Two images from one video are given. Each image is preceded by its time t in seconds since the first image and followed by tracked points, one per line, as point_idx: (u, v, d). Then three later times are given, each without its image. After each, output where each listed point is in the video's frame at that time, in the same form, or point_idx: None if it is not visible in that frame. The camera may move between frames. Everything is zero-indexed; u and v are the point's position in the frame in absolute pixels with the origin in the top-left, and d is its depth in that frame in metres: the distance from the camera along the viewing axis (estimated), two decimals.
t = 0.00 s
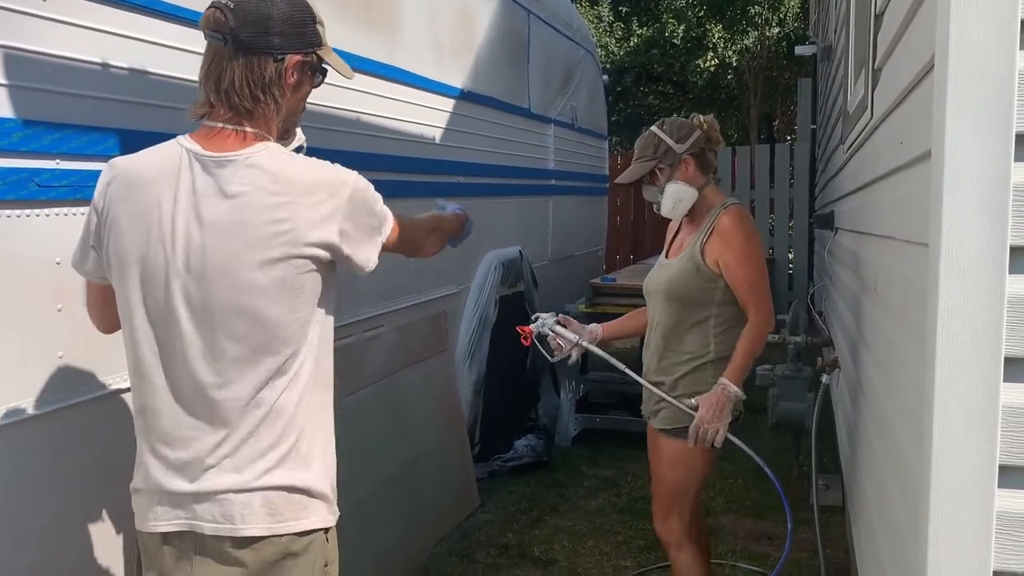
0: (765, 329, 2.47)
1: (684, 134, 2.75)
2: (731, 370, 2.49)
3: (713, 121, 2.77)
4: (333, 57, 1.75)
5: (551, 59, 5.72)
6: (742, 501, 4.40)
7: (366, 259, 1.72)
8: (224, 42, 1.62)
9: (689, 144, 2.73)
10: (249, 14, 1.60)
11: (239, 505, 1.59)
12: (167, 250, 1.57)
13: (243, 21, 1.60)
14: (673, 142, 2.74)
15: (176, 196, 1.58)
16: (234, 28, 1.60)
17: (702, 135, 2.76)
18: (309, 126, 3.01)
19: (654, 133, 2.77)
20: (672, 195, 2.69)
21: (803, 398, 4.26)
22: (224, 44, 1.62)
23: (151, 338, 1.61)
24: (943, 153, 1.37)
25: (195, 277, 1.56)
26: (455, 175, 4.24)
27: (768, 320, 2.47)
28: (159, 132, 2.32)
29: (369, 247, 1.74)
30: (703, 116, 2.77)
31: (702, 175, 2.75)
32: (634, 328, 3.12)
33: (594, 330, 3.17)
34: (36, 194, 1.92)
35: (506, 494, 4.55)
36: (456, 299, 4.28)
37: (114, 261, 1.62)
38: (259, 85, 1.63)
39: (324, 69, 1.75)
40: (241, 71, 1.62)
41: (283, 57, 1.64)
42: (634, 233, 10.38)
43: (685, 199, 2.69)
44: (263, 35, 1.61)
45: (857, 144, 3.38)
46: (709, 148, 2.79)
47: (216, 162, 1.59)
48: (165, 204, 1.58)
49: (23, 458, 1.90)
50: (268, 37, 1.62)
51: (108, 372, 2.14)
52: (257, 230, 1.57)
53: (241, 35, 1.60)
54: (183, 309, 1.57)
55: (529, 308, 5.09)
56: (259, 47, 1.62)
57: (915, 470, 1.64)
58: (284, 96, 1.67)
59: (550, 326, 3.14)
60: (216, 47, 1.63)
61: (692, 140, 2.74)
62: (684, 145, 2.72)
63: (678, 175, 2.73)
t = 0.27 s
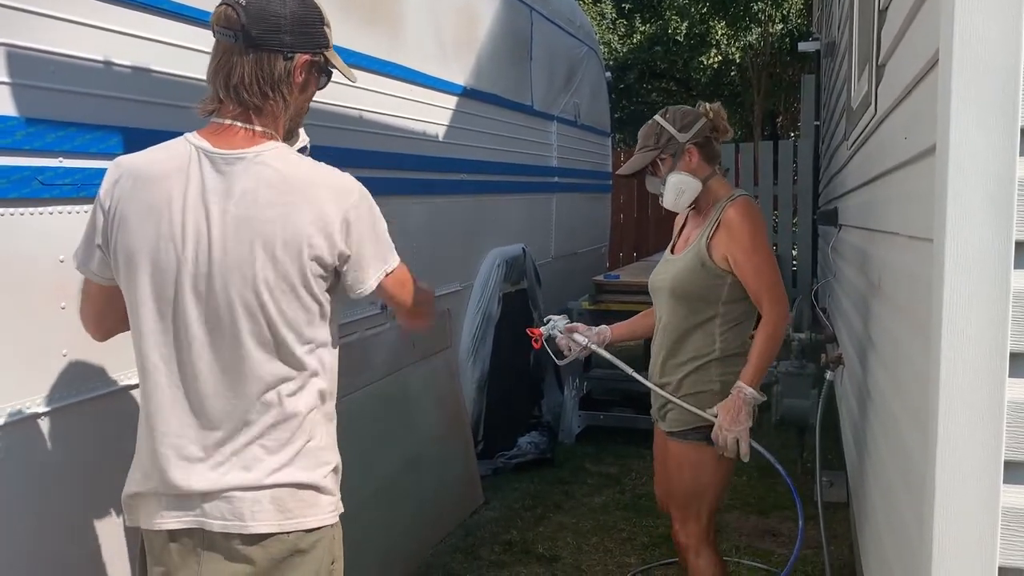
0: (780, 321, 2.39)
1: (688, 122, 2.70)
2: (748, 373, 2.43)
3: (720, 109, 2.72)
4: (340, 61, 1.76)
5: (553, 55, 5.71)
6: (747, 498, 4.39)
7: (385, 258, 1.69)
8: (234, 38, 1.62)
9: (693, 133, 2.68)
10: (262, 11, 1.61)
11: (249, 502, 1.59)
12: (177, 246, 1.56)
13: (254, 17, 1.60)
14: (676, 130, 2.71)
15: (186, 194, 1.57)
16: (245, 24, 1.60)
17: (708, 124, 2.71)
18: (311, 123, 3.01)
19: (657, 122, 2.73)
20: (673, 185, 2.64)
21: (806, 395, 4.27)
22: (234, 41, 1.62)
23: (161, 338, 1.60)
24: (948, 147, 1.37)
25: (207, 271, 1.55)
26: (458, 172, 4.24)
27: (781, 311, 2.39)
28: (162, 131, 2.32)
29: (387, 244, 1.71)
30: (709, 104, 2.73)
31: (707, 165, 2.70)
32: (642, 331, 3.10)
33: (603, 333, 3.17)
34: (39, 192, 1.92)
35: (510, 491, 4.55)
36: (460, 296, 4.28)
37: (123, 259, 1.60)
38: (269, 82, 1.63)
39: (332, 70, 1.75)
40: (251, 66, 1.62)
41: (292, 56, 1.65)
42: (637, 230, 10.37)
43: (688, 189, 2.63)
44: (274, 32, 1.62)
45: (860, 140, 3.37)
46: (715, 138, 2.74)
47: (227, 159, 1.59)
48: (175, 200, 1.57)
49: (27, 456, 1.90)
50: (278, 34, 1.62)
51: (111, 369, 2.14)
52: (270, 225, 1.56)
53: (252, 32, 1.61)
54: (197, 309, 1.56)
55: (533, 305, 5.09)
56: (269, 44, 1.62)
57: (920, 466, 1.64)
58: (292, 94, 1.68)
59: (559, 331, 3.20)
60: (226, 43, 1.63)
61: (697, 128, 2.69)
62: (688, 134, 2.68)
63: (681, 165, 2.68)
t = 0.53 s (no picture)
0: (789, 311, 2.32)
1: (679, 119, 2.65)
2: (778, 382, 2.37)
3: (713, 105, 2.66)
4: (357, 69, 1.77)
5: (558, 55, 5.71)
6: (751, 498, 4.39)
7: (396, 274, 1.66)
8: (257, 40, 1.62)
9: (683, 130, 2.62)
10: (288, 15, 1.62)
11: (254, 501, 1.60)
12: (189, 244, 1.56)
13: (280, 21, 1.61)
14: (668, 127, 2.65)
15: (198, 192, 1.58)
16: (271, 27, 1.61)
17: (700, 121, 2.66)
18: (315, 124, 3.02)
19: (648, 119, 2.68)
20: (665, 183, 2.59)
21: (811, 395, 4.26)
22: (257, 43, 1.62)
23: (172, 335, 1.60)
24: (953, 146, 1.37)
25: (216, 270, 1.56)
26: (462, 172, 4.24)
27: (786, 301, 2.32)
28: (167, 131, 2.32)
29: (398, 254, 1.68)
30: (702, 100, 2.67)
31: (700, 163, 2.64)
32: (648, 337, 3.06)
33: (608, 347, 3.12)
34: (45, 192, 1.93)
35: (514, 491, 4.55)
36: (464, 296, 4.28)
37: (136, 255, 1.60)
38: (290, 84, 1.64)
39: (349, 78, 1.77)
40: (274, 68, 1.63)
41: (314, 61, 1.66)
42: (642, 230, 10.36)
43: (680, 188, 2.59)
44: (297, 36, 1.63)
45: (866, 139, 3.36)
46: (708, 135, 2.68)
47: (238, 157, 1.59)
48: (189, 197, 1.58)
49: (34, 455, 1.90)
50: (300, 39, 1.63)
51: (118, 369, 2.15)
52: (273, 225, 1.55)
53: (277, 34, 1.61)
54: (205, 306, 1.57)
55: (537, 305, 5.09)
56: (293, 48, 1.63)
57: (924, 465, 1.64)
58: (312, 99, 1.69)
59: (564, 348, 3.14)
60: (248, 43, 1.64)
61: (688, 125, 2.64)
62: (678, 130, 2.62)
63: (672, 163, 2.62)
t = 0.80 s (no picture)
0: (795, 283, 2.30)
1: (644, 140, 2.67)
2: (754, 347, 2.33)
3: (676, 125, 2.69)
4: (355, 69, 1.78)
5: (562, 57, 5.71)
6: (756, 500, 4.38)
7: (404, 271, 1.69)
8: (255, 41, 1.63)
9: (648, 149, 2.64)
10: (285, 17, 1.63)
11: (258, 504, 1.59)
12: (195, 247, 1.56)
13: (277, 22, 1.62)
14: (634, 148, 2.66)
15: (202, 194, 1.58)
16: (268, 28, 1.61)
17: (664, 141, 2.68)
18: (319, 126, 3.02)
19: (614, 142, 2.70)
20: (635, 203, 2.58)
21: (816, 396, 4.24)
22: (255, 44, 1.63)
23: (175, 338, 1.59)
24: (957, 147, 1.36)
25: (221, 272, 1.56)
26: (466, 174, 4.24)
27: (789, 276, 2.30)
28: (171, 133, 2.32)
29: (405, 253, 1.71)
30: (664, 121, 2.70)
31: (667, 182, 2.64)
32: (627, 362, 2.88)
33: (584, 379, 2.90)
34: (49, 195, 1.93)
35: (519, 493, 4.54)
36: (468, 298, 4.28)
37: (137, 259, 1.59)
38: (288, 85, 1.64)
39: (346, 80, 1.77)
40: (271, 69, 1.63)
41: (311, 62, 1.67)
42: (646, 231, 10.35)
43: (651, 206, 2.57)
44: (295, 38, 1.63)
45: (870, 141, 3.35)
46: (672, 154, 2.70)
47: (241, 160, 1.59)
48: (193, 200, 1.58)
49: (38, 455, 1.91)
50: (298, 40, 1.64)
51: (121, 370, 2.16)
52: (283, 229, 1.57)
53: (275, 35, 1.62)
54: (209, 308, 1.57)
55: (541, 306, 5.08)
56: (291, 49, 1.63)
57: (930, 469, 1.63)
58: (309, 100, 1.69)
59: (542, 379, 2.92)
60: (246, 45, 1.64)
61: (653, 145, 2.65)
62: (644, 150, 2.64)
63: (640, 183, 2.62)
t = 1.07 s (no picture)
0: (733, 314, 2.13)
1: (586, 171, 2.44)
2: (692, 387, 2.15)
3: (625, 154, 2.45)
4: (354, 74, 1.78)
5: (563, 59, 5.71)
6: (759, 502, 4.37)
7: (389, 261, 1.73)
8: (255, 45, 1.62)
9: (591, 182, 2.42)
10: (287, 22, 1.63)
11: (261, 506, 1.59)
12: (195, 250, 1.56)
13: (279, 26, 1.61)
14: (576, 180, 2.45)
15: (202, 196, 1.58)
16: (270, 32, 1.61)
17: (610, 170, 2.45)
18: (320, 128, 3.02)
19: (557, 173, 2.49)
20: (579, 240, 2.40)
21: (819, 399, 4.23)
22: (256, 48, 1.62)
23: (178, 342, 1.58)
24: (958, 148, 1.36)
25: (222, 274, 1.56)
26: (468, 176, 4.24)
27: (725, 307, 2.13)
28: (172, 137, 2.33)
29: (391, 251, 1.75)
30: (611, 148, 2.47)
31: (614, 213, 2.44)
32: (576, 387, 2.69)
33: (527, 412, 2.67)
34: (50, 199, 1.93)
35: (521, 496, 4.54)
36: (470, 300, 4.28)
37: (138, 263, 1.59)
38: (289, 90, 1.65)
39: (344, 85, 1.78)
40: (271, 74, 1.63)
41: (311, 67, 1.67)
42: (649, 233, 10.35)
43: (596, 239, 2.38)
44: (296, 42, 1.63)
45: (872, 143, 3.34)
46: (621, 183, 2.47)
47: (241, 162, 1.59)
48: (193, 203, 1.57)
49: (39, 458, 1.91)
50: (299, 44, 1.64)
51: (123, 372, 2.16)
52: (283, 232, 1.57)
53: (276, 39, 1.61)
54: (210, 311, 1.56)
55: (543, 309, 5.07)
56: (292, 53, 1.63)
57: (932, 472, 1.63)
58: (309, 104, 1.69)
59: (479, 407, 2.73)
60: (246, 48, 1.63)
61: (596, 176, 2.43)
62: (587, 183, 2.42)
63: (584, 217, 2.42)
